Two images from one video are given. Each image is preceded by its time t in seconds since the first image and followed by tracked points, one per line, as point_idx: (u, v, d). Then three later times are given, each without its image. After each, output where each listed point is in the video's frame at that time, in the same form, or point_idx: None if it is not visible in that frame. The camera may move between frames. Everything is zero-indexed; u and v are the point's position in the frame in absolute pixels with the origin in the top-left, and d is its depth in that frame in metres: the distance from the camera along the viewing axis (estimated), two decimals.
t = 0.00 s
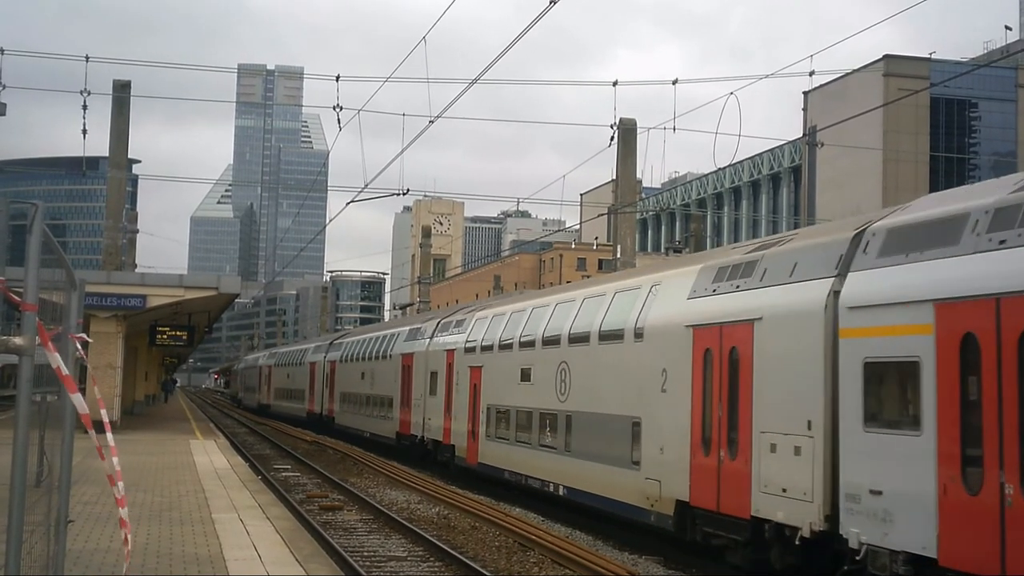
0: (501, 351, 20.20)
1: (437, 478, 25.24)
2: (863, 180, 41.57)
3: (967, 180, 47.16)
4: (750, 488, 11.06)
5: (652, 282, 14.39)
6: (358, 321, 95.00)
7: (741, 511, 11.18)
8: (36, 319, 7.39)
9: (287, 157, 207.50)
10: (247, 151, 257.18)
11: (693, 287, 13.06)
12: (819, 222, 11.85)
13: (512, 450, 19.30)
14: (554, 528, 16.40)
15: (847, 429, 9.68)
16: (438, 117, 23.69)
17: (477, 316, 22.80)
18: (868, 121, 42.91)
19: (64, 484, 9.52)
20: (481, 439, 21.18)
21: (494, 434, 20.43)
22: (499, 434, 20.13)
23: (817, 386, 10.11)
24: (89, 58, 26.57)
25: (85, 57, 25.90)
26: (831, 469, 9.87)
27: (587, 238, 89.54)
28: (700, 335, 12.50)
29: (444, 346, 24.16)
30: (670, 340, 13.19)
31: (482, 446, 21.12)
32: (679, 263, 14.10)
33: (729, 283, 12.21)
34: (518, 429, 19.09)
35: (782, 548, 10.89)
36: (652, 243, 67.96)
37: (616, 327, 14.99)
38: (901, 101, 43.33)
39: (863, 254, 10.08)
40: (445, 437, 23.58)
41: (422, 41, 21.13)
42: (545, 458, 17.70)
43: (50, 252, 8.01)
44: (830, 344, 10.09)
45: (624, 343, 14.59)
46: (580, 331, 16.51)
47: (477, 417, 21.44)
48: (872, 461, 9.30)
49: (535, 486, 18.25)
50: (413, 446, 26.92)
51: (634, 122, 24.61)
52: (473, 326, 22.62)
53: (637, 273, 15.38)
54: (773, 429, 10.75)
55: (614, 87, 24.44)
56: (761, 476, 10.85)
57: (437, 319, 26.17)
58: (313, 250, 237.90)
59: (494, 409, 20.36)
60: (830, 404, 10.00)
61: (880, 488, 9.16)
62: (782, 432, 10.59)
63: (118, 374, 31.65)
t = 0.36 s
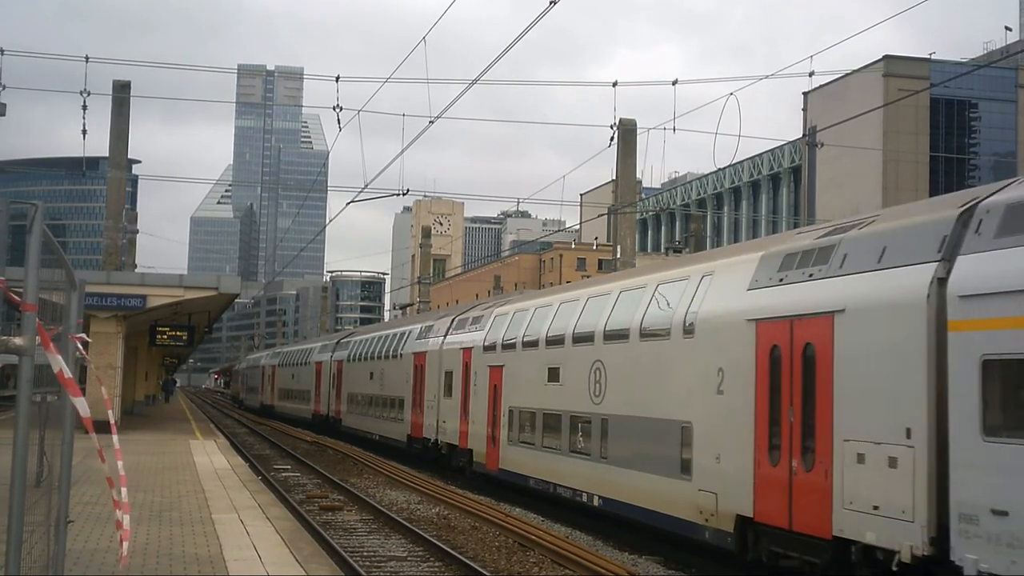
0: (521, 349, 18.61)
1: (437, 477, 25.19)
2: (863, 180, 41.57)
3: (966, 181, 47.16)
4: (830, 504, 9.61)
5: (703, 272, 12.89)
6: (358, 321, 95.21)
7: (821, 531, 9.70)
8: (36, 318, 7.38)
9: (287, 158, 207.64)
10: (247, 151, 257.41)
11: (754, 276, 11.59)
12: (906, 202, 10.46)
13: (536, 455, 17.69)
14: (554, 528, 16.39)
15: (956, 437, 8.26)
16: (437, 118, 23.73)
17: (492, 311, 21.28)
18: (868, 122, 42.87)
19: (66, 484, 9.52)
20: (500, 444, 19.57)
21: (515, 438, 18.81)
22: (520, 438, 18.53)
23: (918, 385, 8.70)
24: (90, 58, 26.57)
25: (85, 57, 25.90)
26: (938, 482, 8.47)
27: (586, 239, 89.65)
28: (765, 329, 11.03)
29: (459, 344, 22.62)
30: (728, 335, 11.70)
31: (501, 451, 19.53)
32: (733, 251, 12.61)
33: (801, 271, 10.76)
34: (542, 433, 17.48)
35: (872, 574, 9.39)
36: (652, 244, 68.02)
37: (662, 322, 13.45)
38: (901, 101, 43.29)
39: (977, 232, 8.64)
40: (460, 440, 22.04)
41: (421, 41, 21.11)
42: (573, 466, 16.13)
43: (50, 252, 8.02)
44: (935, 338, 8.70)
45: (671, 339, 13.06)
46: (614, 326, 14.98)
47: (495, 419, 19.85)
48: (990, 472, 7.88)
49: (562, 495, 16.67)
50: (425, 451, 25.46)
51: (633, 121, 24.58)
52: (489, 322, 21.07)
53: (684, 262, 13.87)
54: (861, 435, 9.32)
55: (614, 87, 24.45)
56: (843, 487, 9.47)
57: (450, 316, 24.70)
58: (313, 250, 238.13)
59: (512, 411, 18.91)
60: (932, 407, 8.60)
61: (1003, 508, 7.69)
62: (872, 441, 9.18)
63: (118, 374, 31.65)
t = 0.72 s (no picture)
0: (548, 346, 17.13)
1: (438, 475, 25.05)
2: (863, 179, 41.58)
3: (966, 181, 47.16)
4: (939, 526, 8.38)
5: (767, 259, 11.54)
6: (357, 321, 95.29)
7: (928, 556, 8.46)
8: (35, 318, 7.38)
9: (286, 157, 207.67)
10: (247, 151, 257.64)
11: (831, 262, 10.29)
12: (1020, 175, 9.24)
13: (566, 461, 16.23)
14: (554, 528, 16.40)
15: None
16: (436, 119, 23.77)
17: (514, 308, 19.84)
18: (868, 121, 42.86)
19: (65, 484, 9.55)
20: (524, 449, 18.07)
21: (542, 443, 17.31)
22: (547, 444, 17.06)
23: None
24: (89, 57, 26.55)
25: (85, 57, 25.91)
26: None
27: (586, 238, 89.69)
28: (850, 323, 9.75)
29: (478, 342, 21.12)
30: (800, 330, 10.42)
31: (525, 457, 18.03)
32: (802, 235, 11.25)
33: (892, 256, 9.47)
34: (573, 439, 16.02)
35: None
36: (652, 243, 68.06)
37: (718, 315, 12.06)
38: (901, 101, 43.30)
39: None
40: (479, 444, 20.55)
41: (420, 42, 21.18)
42: (608, 474, 14.70)
43: (50, 251, 8.02)
44: None
45: (729, 335, 11.71)
46: (657, 320, 13.57)
47: (519, 422, 18.38)
48: None
49: (595, 505, 15.18)
50: (441, 455, 23.96)
51: (633, 121, 24.56)
52: (510, 318, 19.60)
53: (696, 260, 13.47)
54: (979, 446, 8.07)
55: (614, 86, 24.39)
56: (954, 504, 8.25)
57: (467, 311, 23.21)
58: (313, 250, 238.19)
59: (536, 413, 17.58)
60: None
61: None
62: (992, 452, 7.95)
63: (118, 374, 31.65)
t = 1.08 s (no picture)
0: (579, 344, 15.92)
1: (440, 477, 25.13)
2: (862, 179, 41.57)
3: (965, 180, 47.16)
4: None
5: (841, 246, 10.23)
6: (357, 321, 95.34)
7: None
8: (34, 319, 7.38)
9: (286, 157, 207.70)
10: (247, 151, 257.72)
11: (921, 246, 8.93)
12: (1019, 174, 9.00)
13: (599, 468, 14.96)
14: (554, 528, 16.41)
15: None
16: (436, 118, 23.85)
17: (536, 303, 18.73)
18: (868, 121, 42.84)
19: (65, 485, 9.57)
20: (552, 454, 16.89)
21: (572, 448, 16.11)
22: (577, 449, 15.84)
23: None
24: (89, 57, 26.56)
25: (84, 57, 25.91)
26: None
27: (586, 238, 89.74)
28: (944, 316, 8.44)
29: (496, 340, 20.12)
30: (883, 321, 9.06)
31: (552, 463, 16.86)
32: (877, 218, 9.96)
33: (1001, 238, 8.17)
34: (606, 443, 14.77)
35: None
36: (652, 243, 68.08)
37: (780, 309, 10.75)
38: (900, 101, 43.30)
39: None
40: (500, 447, 19.59)
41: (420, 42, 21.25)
42: (646, 483, 13.40)
43: (50, 252, 8.04)
44: None
45: (795, 329, 10.38)
46: (708, 314, 12.24)
47: (546, 424, 17.23)
48: None
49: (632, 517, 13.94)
50: (457, 460, 23.06)
51: (633, 121, 24.56)
52: (533, 315, 18.51)
53: (696, 260, 13.38)
54: None
55: (614, 86, 24.39)
56: None
57: (483, 309, 22.28)
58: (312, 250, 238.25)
59: (565, 416, 16.29)
60: None
61: None
62: None
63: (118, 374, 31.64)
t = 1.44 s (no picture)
0: (615, 341, 14.57)
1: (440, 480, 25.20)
2: (862, 179, 41.54)
3: (965, 181, 47.16)
4: None
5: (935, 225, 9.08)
6: (357, 321, 95.44)
7: None
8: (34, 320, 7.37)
9: (286, 157, 207.75)
10: (247, 151, 257.86)
11: None
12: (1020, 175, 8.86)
13: (643, 479, 13.47)
14: (554, 528, 16.45)
15: None
16: (435, 118, 23.97)
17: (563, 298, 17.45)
18: (868, 122, 42.82)
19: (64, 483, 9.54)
20: (586, 462, 15.45)
21: (609, 456, 14.68)
22: (616, 456, 14.42)
23: None
24: (89, 57, 26.55)
25: (84, 57, 25.92)
26: None
27: (586, 238, 89.78)
28: None
29: (519, 338, 18.80)
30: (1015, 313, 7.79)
31: (586, 472, 15.44)
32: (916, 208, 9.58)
33: None
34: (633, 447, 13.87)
35: None
36: (652, 243, 68.11)
37: (872, 300, 9.41)
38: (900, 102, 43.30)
39: None
40: (525, 454, 18.19)
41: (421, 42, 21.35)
42: (699, 496, 11.95)
43: (50, 252, 8.05)
44: None
45: (891, 324, 9.04)
46: (781, 308, 10.80)
47: (578, 428, 15.85)
48: None
49: (682, 533, 12.47)
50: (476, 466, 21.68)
51: (633, 121, 24.57)
52: (561, 310, 17.21)
53: (700, 259, 13.24)
54: None
55: (614, 86, 24.39)
56: None
57: (503, 305, 21.00)
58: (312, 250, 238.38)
59: (602, 420, 14.88)
60: None
61: None
62: None
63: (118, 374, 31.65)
